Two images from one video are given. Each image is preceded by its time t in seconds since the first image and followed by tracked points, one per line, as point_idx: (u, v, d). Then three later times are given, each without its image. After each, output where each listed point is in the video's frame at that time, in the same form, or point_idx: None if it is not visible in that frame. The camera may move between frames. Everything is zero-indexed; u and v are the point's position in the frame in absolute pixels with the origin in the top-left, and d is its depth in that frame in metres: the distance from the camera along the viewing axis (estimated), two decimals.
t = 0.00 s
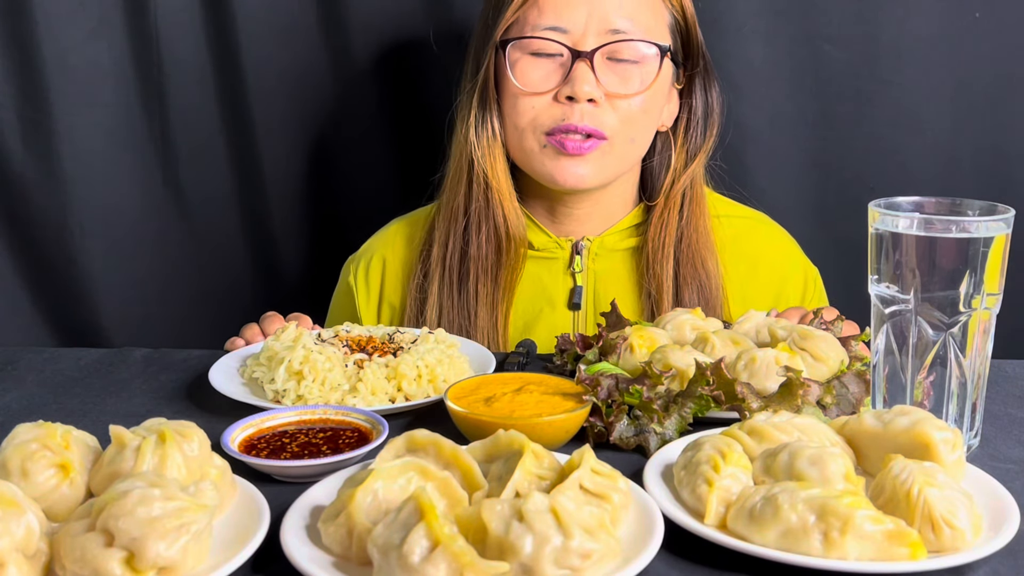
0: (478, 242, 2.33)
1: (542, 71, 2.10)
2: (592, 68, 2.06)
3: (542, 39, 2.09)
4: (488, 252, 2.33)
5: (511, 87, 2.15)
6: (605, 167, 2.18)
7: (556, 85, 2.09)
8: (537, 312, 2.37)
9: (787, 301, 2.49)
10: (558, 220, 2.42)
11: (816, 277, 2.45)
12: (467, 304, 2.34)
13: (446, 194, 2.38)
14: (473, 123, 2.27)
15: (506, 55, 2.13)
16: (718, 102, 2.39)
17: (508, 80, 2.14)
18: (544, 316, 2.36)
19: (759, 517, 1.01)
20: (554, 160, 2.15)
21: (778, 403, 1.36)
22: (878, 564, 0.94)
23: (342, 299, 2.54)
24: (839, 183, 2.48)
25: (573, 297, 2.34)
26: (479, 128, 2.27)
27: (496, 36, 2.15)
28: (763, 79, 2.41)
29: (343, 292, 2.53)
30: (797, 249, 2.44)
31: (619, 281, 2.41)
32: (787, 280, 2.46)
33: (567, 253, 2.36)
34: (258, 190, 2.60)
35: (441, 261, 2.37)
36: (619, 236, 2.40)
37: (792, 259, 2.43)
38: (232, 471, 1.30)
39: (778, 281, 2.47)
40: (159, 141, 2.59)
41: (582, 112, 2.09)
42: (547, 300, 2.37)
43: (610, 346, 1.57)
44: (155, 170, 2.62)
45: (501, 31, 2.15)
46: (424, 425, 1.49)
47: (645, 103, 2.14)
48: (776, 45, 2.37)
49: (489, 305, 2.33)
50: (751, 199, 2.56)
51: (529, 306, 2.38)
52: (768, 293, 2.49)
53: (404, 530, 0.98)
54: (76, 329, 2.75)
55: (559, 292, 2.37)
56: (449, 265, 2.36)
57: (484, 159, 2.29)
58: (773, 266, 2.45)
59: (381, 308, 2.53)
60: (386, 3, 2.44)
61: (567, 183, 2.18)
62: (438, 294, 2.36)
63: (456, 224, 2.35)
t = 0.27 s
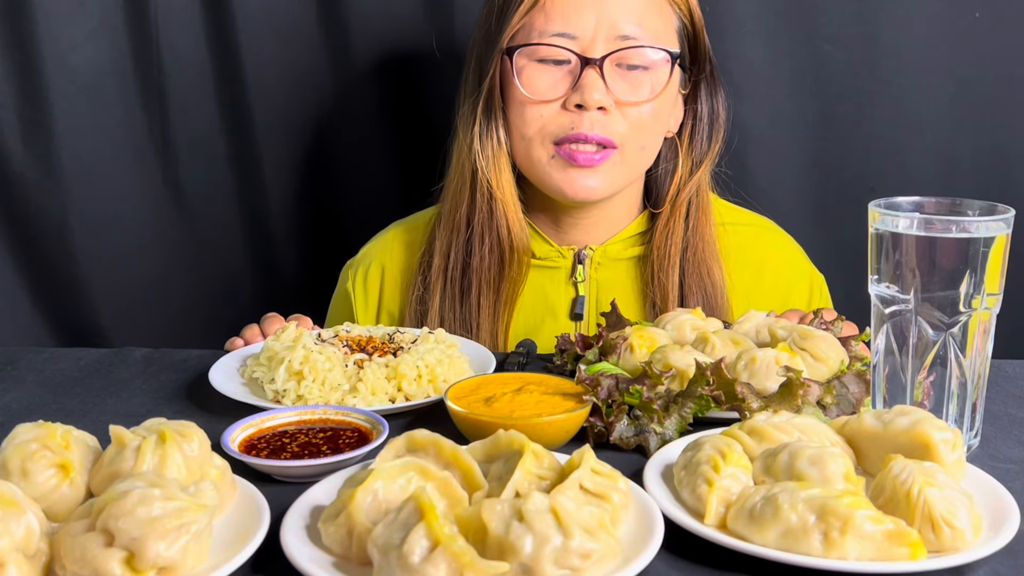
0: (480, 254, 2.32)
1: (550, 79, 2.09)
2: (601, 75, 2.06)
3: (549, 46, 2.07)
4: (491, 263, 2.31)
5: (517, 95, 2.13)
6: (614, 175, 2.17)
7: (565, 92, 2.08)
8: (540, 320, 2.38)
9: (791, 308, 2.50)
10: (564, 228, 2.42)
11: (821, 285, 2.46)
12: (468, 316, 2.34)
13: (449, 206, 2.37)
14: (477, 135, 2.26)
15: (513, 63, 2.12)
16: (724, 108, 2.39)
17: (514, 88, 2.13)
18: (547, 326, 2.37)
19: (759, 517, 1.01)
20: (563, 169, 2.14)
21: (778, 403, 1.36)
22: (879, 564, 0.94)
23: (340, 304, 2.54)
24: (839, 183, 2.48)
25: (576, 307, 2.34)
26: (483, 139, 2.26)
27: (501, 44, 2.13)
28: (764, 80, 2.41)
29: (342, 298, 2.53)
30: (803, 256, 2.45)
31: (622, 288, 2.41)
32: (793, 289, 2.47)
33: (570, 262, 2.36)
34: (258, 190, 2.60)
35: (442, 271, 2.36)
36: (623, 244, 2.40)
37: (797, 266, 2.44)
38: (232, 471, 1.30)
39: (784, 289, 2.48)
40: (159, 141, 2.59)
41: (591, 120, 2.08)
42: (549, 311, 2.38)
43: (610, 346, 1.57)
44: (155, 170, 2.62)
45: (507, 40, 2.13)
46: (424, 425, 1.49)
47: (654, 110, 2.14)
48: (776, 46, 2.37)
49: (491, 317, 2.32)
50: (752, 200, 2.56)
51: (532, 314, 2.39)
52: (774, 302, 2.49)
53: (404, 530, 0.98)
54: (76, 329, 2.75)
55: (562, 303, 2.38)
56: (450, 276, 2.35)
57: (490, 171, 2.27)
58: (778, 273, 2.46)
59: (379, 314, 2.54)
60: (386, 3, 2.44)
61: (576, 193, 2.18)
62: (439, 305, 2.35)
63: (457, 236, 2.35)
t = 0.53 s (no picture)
0: (479, 280, 2.31)
1: (550, 99, 2.07)
2: (602, 91, 2.04)
3: (546, 66, 2.05)
4: (492, 290, 2.31)
5: (518, 118, 2.11)
6: (622, 187, 2.18)
7: (566, 112, 2.07)
8: (543, 328, 2.38)
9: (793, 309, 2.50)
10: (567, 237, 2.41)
11: (825, 286, 2.46)
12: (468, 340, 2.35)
13: (444, 230, 2.36)
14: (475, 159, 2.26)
15: (510, 87, 2.09)
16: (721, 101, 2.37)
17: (514, 110, 2.11)
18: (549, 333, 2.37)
19: (759, 517, 1.01)
20: (573, 186, 2.14)
21: (778, 403, 1.36)
22: (879, 564, 0.94)
23: (339, 312, 2.54)
24: (839, 184, 2.48)
25: (578, 314, 2.33)
26: (480, 164, 2.26)
27: (495, 68, 2.10)
28: (763, 80, 2.41)
29: (342, 304, 2.52)
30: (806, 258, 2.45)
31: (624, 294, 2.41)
32: (798, 294, 2.47)
33: (573, 270, 2.36)
34: (258, 191, 2.60)
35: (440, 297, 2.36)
36: (624, 250, 2.40)
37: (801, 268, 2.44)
38: (232, 470, 1.30)
39: (787, 292, 2.48)
40: (159, 141, 2.59)
41: (597, 136, 2.07)
42: (552, 319, 2.38)
43: (610, 346, 1.57)
44: (156, 171, 2.62)
45: (500, 65, 2.10)
46: (424, 425, 1.49)
47: (656, 119, 2.14)
48: (776, 46, 2.37)
49: (491, 339, 2.33)
50: (751, 200, 2.56)
51: (535, 320, 2.39)
52: (779, 308, 2.49)
53: (404, 530, 0.98)
54: (77, 328, 2.75)
55: (564, 311, 2.38)
56: (449, 301, 2.36)
57: (488, 197, 2.27)
58: (781, 274, 2.45)
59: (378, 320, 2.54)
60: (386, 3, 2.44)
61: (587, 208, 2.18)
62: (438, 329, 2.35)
63: (455, 262, 2.34)
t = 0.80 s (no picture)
0: (473, 275, 2.32)
1: (535, 88, 2.09)
2: (585, 80, 2.05)
3: (531, 54, 2.07)
4: (485, 284, 2.32)
5: (504, 108, 2.13)
6: (609, 181, 2.16)
7: (550, 101, 2.08)
8: (541, 329, 2.38)
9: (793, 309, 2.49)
10: (562, 237, 2.43)
11: (824, 286, 2.46)
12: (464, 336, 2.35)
13: (438, 226, 2.36)
14: (465, 151, 2.27)
15: (497, 77, 2.12)
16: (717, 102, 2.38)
17: (501, 99, 2.13)
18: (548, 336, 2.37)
19: (759, 517, 1.01)
20: (558, 178, 2.13)
21: (778, 403, 1.36)
22: (879, 564, 0.94)
23: (337, 316, 2.54)
24: (839, 184, 2.48)
25: (577, 316, 2.33)
26: (471, 156, 2.27)
27: (482, 57, 2.14)
28: (763, 80, 2.41)
29: (339, 309, 2.52)
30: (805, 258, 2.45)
31: (622, 296, 2.41)
32: (797, 294, 2.46)
33: (570, 272, 2.36)
34: (258, 190, 2.60)
35: (435, 294, 2.36)
36: (621, 252, 2.39)
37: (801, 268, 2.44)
38: (232, 470, 1.30)
39: (786, 292, 2.47)
40: (159, 141, 2.59)
41: (580, 126, 2.07)
42: (550, 320, 2.38)
43: (610, 346, 1.57)
44: (155, 170, 2.62)
45: (488, 55, 2.14)
46: (424, 425, 1.49)
47: (644, 111, 2.13)
48: (776, 46, 2.37)
49: (489, 335, 2.33)
50: (750, 200, 2.56)
51: (533, 321, 2.39)
52: (778, 308, 2.49)
53: (404, 530, 0.98)
54: (77, 328, 2.75)
55: (563, 313, 2.38)
56: (444, 298, 2.35)
57: (478, 189, 2.28)
58: (780, 274, 2.45)
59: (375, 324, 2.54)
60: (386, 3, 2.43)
61: (574, 201, 2.17)
62: (433, 325, 2.34)
63: (449, 257, 2.35)
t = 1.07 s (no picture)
0: (473, 266, 2.32)
1: (534, 80, 2.09)
2: (584, 71, 2.06)
3: (530, 47, 2.08)
4: (485, 276, 2.32)
5: (502, 99, 2.13)
6: (607, 171, 2.16)
7: (549, 92, 2.08)
8: (541, 325, 2.38)
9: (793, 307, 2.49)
10: (563, 232, 2.43)
11: (823, 283, 2.45)
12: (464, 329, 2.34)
13: (439, 219, 2.37)
14: (465, 143, 2.27)
15: (496, 69, 2.12)
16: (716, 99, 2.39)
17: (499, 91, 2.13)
18: (547, 331, 2.37)
19: (759, 517, 1.01)
20: (556, 168, 2.13)
21: (778, 403, 1.36)
22: (879, 564, 0.94)
23: (339, 311, 2.54)
24: (839, 184, 2.48)
25: (577, 312, 2.31)
26: (471, 147, 2.27)
27: (482, 50, 2.14)
28: (763, 79, 2.41)
29: (341, 304, 2.53)
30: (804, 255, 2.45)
31: (621, 292, 2.40)
32: (796, 290, 2.46)
33: (570, 267, 2.35)
34: (258, 190, 2.60)
35: (436, 286, 2.36)
36: (621, 248, 2.39)
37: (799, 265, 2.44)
38: (232, 471, 1.30)
39: (785, 289, 2.47)
40: (159, 141, 2.59)
41: (578, 116, 2.07)
42: (550, 316, 2.37)
43: (610, 346, 1.57)
44: (155, 170, 2.62)
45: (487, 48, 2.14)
46: (424, 425, 1.49)
47: (642, 102, 2.13)
48: (776, 45, 2.37)
49: (489, 328, 2.33)
50: (750, 200, 2.56)
51: (532, 318, 2.39)
52: (777, 305, 2.49)
53: (404, 530, 0.98)
54: (77, 328, 2.75)
55: (562, 308, 2.37)
56: (444, 291, 2.36)
57: (478, 181, 2.28)
58: (779, 272, 2.45)
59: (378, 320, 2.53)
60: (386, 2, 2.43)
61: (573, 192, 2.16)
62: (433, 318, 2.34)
63: (449, 249, 2.35)
